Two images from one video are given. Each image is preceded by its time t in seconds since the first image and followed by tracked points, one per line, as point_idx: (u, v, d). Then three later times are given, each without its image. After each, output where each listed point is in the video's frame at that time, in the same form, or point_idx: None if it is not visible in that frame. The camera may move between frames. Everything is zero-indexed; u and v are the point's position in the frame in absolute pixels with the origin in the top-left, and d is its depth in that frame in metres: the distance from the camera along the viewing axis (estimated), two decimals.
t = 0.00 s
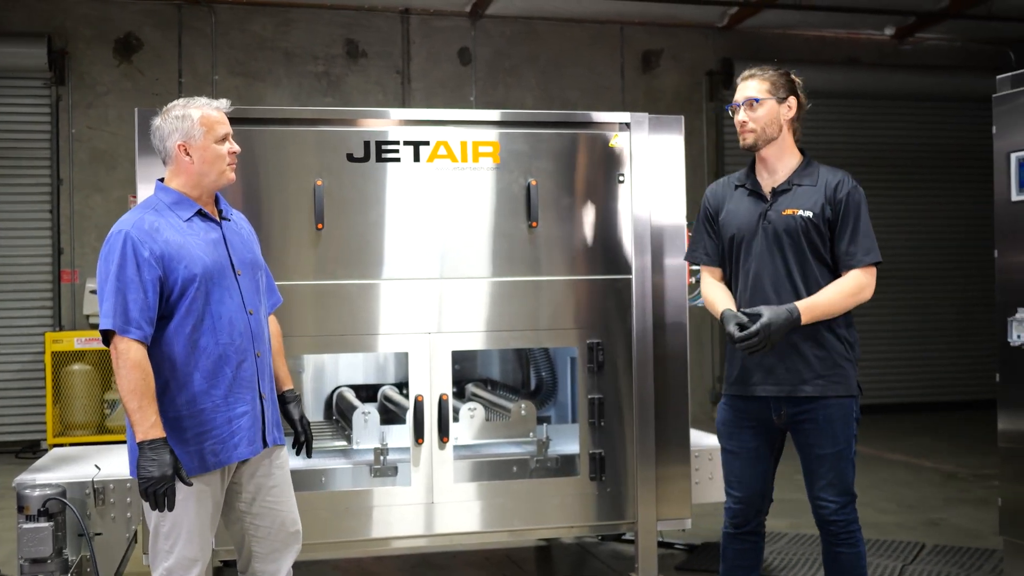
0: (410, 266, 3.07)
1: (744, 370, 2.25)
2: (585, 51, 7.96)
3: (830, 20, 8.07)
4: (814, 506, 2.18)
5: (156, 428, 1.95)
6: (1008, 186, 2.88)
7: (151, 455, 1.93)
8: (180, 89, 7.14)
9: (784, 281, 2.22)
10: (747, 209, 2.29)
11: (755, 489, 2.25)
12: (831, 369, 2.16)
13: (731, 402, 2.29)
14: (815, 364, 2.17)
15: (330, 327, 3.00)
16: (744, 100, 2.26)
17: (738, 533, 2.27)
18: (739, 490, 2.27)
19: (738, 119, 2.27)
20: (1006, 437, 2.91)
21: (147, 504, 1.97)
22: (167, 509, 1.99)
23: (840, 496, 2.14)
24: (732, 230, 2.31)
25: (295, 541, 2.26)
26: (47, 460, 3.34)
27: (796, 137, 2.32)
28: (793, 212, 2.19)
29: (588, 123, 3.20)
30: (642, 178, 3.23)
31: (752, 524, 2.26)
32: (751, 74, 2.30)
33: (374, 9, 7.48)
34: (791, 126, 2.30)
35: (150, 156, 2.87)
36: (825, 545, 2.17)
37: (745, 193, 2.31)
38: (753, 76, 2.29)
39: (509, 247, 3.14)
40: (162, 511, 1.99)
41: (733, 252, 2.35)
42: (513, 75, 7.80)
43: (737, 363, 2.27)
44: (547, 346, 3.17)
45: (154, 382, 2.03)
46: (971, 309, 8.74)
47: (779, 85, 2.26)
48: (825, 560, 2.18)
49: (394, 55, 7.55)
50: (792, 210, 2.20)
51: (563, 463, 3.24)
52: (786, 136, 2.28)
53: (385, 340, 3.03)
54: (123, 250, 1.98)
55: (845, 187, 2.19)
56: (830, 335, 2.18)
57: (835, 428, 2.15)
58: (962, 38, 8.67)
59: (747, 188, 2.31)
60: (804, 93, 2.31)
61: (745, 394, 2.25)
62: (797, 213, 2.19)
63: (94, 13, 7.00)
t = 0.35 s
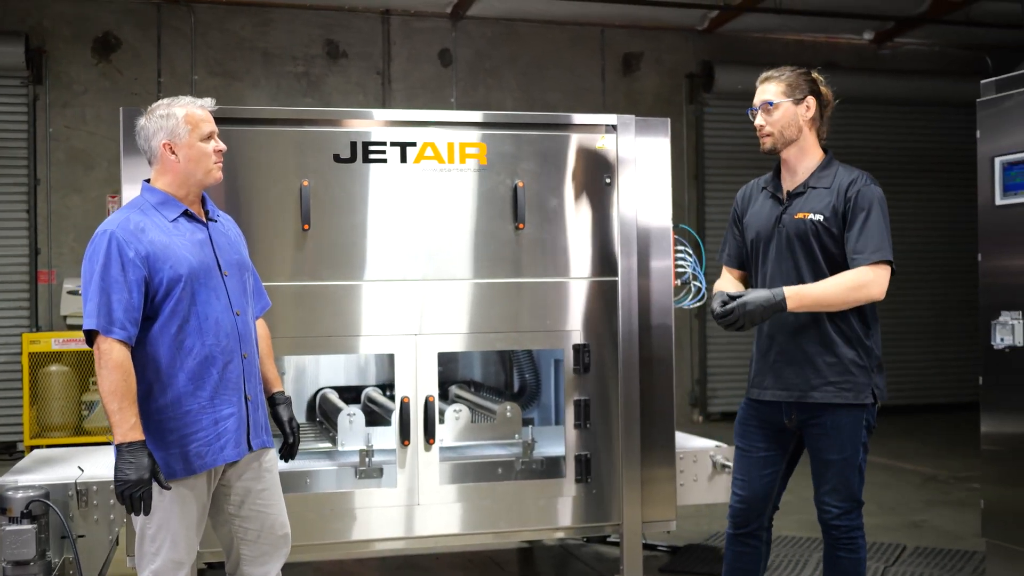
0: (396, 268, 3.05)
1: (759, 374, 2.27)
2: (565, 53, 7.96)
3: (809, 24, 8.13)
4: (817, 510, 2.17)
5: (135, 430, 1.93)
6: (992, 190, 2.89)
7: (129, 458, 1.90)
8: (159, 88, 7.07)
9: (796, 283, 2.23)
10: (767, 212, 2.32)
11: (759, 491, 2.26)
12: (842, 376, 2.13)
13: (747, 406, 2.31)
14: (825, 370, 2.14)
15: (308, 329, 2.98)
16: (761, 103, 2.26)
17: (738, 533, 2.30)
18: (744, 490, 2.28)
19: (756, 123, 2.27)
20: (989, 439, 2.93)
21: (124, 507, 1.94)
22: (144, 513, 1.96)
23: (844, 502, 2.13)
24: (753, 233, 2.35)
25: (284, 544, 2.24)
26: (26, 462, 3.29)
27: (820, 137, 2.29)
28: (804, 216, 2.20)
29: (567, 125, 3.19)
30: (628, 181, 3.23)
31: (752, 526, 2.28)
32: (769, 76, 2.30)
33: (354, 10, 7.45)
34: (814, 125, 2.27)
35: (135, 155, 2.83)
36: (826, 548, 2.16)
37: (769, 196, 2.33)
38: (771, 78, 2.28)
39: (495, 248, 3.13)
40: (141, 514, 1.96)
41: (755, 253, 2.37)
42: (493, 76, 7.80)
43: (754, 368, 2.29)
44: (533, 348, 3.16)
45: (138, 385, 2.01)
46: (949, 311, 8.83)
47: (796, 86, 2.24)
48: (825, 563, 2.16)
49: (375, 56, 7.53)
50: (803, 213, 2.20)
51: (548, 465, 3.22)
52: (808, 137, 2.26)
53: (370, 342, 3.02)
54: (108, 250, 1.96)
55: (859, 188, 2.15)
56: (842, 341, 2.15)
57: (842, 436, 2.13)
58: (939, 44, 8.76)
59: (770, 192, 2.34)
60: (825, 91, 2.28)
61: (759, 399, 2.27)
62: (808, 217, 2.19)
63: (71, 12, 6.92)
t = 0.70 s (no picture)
0: (385, 269, 3.04)
1: (761, 371, 2.26)
2: (550, 55, 7.96)
3: (794, 28, 8.17)
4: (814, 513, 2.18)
5: (124, 431, 1.90)
6: (981, 195, 2.91)
7: (118, 459, 1.88)
8: (142, 88, 7.01)
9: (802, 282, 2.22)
10: (779, 213, 2.32)
11: (758, 490, 2.26)
12: (840, 380, 2.12)
13: (751, 404, 2.30)
14: (823, 373, 2.14)
15: (293, 330, 2.95)
16: (768, 110, 2.28)
17: (734, 531, 2.29)
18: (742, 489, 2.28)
19: (767, 130, 2.29)
20: (977, 442, 2.95)
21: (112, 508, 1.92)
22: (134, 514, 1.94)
23: (840, 506, 2.14)
24: (764, 233, 2.35)
25: (275, 546, 2.22)
26: (9, 463, 3.24)
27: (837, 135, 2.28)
28: (812, 217, 2.19)
29: (554, 126, 3.18)
30: (619, 183, 3.22)
31: (749, 525, 2.28)
32: (776, 82, 2.30)
33: (339, 10, 7.42)
34: (827, 124, 2.26)
35: (124, 153, 2.80)
36: (821, 552, 2.17)
37: (783, 197, 2.34)
38: (777, 84, 2.29)
39: (485, 249, 3.12)
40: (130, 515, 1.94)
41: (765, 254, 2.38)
42: (477, 78, 7.79)
43: (757, 367, 2.28)
44: (523, 350, 3.15)
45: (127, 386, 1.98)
46: (931, 314, 8.90)
47: (801, 88, 2.24)
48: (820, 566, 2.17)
49: (359, 56, 7.49)
50: (813, 214, 2.20)
51: (538, 467, 3.20)
52: (821, 137, 2.25)
53: (358, 342, 3.00)
54: (98, 249, 1.94)
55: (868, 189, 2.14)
56: (843, 346, 2.13)
57: (841, 441, 2.13)
58: (922, 49, 8.83)
59: (785, 193, 2.34)
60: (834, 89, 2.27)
61: (760, 398, 2.26)
62: (817, 218, 2.19)
63: (53, 10, 6.85)
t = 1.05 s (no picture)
0: (379, 269, 3.02)
1: (757, 374, 2.27)
2: (541, 56, 7.95)
3: (784, 29, 8.19)
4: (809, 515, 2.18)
5: (121, 432, 1.88)
6: (976, 197, 2.92)
7: (115, 461, 1.86)
8: (130, 87, 6.97)
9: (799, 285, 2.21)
10: (778, 214, 2.31)
11: (754, 491, 2.25)
12: (837, 383, 2.12)
13: (748, 407, 2.30)
14: (820, 377, 2.14)
15: (285, 331, 2.93)
16: (783, 103, 2.26)
17: (731, 533, 2.29)
18: (739, 491, 2.28)
19: (777, 120, 2.27)
20: (971, 445, 2.96)
21: (109, 510, 1.90)
22: (131, 517, 1.92)
23: (836, 508, 2.13)
24: (764, 233, 2.34)
25: (269, 548, 2.20)
26: None
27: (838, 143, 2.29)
28: (812, 220, 2.19)
29: (546, 126, 3.17)
30: (614, 184, 3.21)
31: (747, 526, 2.28)
32: (795, 76, 2.29)
33: (329, 10, 7.39)
34: (834, 131, 2.27)
35: (115, 152, 2.77)
36: (816, 554, 2.16)
37: (783, 199, 2.33)
38: (797, 78, 2.28)
39: (479, 250, 3.11)
40: (125, 518, 1.92)
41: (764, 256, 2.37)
42: (468, 78, 7.78)
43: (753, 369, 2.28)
44: (518, 351, 3.14)
45: (122, 388, 1.96)
46: (921, 315, 8.94)
47: (820, 89, 2.24)
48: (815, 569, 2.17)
49: (349, 56, 7.47)
50: (812, 218, 2.19)
51: (530, 469, 3.20)
52: (826, 141, 2.26)
53: (351, 344, 2.98)
54: (93, 249, 1.91)
55: (871, 195, 2.13)
56: (841, 351, 2.13)
57: (838, 443, 2.13)
58: (911, 51, 8.87)
59: (785, 194, 2.33)
60: (847, 100, 2.28)
61: (756, 400, 2.26)
62: (817, 222, 2.18)
63: (41, 7, 6.80)
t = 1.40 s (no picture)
0: (375, 272, 3.01)
1: (757, 377, 2.26)
2: (534, 56, 7.94)
3: (776, 30, 8.20)
4: (809, 519, 2.17)
5: (115, 437, 1.86)
6: (973, 199, 2.92)
7: (109, 467, 1.84)
8: (122, 86, 6.93)
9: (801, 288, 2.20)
10: (780, 216, 2.30)
11: (751, 495, 2.25)
12: (838, 389, 2.12)
13: (745, 409, 2.29)
14: (821, 380, 2.13)
15: (280, 334, 2.92)
16: (800, 109, 2.23)
17: (729, 537, 2.28)
18: (737, 495, 2.27)
19: (794, 126, 2.23)
20: (967, 447, 2.96)
21: (103, 516, 1.89)
22: (125, 522, 1.90)
23: (836, 512, 2.13)
24: (763, 236, 2.33)
25: (264, 553, 2.18)
26: None
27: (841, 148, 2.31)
28: (817, 224, 2.18)
29: (541, 128, 3.16)
30: (610, 187, 3.21)
31: (744, 530, 2.27)
32: (803, 80, 2.27)
33: (321, 10, 7.37)
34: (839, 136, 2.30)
35: (110, 152, 2.74)
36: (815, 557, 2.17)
37: (784, 201, 2.32)
38: (806, 82, 2.26)
39: (475, 253, 3.10)
40: (120, 523, 1.90)
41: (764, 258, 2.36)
42: (460, 78, 7.76)
43: (751, 372, 2.28)
44: (513, 354, 3.13)
45: (117, 392, 1.94)
46: (914, 316, 8.97)
47: (835, 94, 2.25)
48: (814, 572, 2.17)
49: (342, 56, 7.45)
50: (817, 221, 2.19)
51: (527, 472, 3.18)
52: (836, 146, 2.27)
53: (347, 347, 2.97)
54: (88, 253, 1.90)
55: (877, 201, 2.14)
56: (842, 355, 2.13)
57: (839, 447, 2.13)
58: (903, 52, 8.89)
59: (786, 197, 2.32)
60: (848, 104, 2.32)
61: (756, 403, 2.25)
62: (821, 225, 2.18)
63: (31, 7, 6.76)
